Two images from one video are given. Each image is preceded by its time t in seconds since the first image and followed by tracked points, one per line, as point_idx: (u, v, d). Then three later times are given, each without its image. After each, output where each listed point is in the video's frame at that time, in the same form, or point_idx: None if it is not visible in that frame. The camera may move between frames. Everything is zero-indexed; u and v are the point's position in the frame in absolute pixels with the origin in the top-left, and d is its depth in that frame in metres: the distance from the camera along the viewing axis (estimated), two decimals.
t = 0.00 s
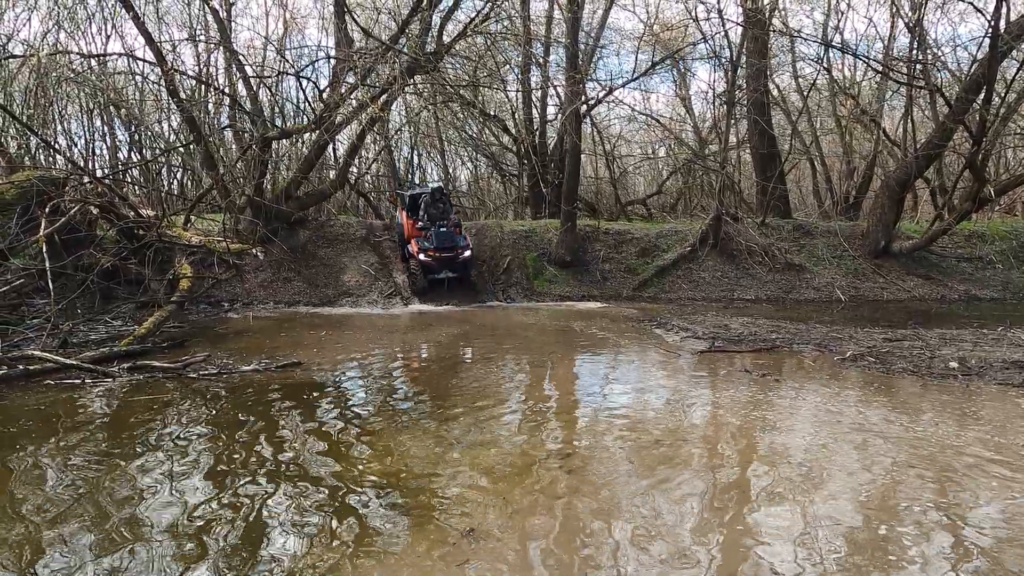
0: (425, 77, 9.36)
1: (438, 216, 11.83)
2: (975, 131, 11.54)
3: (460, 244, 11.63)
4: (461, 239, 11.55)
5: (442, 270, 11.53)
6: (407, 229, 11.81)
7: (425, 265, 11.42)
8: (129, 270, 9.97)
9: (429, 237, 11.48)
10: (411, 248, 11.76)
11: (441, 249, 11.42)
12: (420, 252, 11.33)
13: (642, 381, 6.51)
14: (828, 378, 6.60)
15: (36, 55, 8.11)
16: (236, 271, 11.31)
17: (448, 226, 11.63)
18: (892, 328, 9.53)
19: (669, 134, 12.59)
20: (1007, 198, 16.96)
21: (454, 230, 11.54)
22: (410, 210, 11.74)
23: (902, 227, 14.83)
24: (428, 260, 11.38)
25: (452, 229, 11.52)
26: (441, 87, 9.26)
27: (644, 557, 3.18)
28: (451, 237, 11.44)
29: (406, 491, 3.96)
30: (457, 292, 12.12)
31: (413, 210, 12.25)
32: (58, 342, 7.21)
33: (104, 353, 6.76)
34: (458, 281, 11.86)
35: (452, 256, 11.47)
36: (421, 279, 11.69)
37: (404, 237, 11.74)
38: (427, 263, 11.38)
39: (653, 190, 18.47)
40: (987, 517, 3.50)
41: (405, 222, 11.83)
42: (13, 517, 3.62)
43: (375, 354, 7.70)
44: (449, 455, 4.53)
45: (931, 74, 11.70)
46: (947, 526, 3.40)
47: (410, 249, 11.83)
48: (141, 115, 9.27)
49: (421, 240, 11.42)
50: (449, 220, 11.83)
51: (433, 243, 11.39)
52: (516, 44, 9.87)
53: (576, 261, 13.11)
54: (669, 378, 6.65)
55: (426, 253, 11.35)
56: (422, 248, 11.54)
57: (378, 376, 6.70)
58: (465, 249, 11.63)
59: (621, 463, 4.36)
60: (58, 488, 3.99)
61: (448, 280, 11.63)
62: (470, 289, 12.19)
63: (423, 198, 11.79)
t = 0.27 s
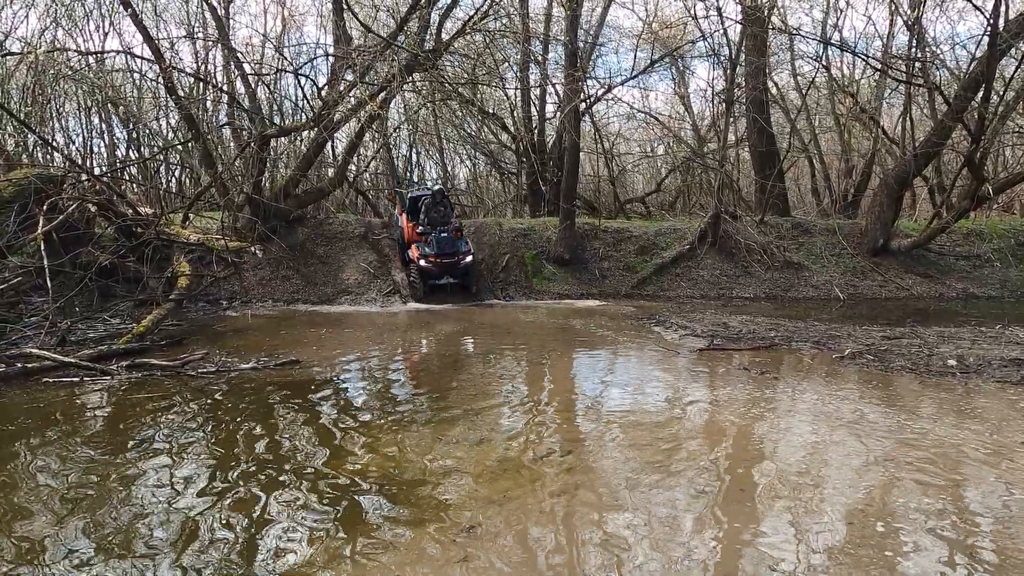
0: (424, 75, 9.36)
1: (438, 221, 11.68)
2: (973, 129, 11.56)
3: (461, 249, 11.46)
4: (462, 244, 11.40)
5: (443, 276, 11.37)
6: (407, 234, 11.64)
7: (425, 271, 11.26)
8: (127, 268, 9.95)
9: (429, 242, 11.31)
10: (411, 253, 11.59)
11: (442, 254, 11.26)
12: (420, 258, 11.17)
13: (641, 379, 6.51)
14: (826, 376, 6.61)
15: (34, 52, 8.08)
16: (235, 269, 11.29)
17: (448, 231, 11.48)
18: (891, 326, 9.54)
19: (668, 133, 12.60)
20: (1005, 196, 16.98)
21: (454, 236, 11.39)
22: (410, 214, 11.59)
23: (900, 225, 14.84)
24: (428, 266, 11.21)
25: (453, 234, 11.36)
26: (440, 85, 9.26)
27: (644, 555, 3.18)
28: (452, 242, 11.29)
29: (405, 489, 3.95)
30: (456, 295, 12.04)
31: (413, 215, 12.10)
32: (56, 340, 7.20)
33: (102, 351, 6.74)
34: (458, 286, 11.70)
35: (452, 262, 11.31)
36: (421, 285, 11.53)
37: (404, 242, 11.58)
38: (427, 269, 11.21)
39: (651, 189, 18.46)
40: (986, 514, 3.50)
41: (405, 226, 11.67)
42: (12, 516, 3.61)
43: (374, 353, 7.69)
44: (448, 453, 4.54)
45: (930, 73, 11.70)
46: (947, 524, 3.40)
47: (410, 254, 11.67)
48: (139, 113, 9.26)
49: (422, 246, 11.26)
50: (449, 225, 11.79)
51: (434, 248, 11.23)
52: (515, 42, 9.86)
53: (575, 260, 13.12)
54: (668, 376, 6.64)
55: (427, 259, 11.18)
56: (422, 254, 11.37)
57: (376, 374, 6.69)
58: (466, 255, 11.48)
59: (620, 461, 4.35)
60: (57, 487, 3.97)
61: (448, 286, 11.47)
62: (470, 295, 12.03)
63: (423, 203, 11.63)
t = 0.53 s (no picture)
0: (422, 72, 9.33)
1: (439, 226, 11.40)
2: (971, 126, 11.57)
3: (462, 255, 11.14)
4: (462, 251, 11.08)
5: (442, 282, 11.10)
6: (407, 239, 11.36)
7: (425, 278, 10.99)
8: (124, 266, 9.93)
9: (428, 248, 11.02)
10: (411, 258, 11.32)
11: (441, 260, 10.96)
12: (419, 264, 10.89)
13: (639, 376, 6.52)
14: (824, 373, 6.63)
15: (30, 48, 8.04)
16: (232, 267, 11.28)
17: (449, 237, 11.17)
18: (888, 323, 9.55)
19: (667, 130, 12.59)
20: (1003, 194, 17.00)
21: (455, 241, 11.07)
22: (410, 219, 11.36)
23: (898, 222, 14.86)
24: (428, 272, 10.92)
25: (453, 240, 11.05)
26: (437, 81, 9.23)
27: (641, 553, 3.17)
28: (452, 248, 10.98)
29: (402, 487, 3.95)
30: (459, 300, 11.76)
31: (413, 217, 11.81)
32: (53, 338, 7.18)
33: (99, 348, 6.73)
34: (459, 291, 11.44)
35: (453, 268, 11.02)
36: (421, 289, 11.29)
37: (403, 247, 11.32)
38: (427, 276, 10.94)
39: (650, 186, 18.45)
40: (982, 512, 3.50)
41: (404, 231, 11.42)
42: (9, 513, 3.61)
43: (372, 350, 7.69)
44: (446, 450, 4.54)
45: (928, 70, 11.71)
46: (943, 521, 3.41)
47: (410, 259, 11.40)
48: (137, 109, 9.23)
49: (421, 251, 10.97)
50: (450, 230, 11.49)
51: (433, 254, 10.94)
52: (513, 39, 9.83)
53: (573, 257, 13.11)
54: (665, 373, 6.64)
55: (426, 265, 10.91)
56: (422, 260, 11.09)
57: (375, 371, 6.69)
58: (467, 260, 11.15)
59: (618, 458, 4.35)
60: (53, 485, 3.96)
61: (448, 292, 11.22)
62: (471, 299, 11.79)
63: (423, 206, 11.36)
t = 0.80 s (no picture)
0: (420, 69, 9.31)
1: (439, 229, 11.15)
2: (968, 124, 11.59)
3: (464, 258, 10.77)
4: (464, 253, 10.71)
5: (444, 287, 10.74)
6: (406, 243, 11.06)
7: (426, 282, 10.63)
8: (121, 263, 9.90)
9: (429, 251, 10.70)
10: (411, 262, 11.00)
11: (442, 264, 10.59)
12: (420, 268, 10.53)
13: (636, 374, 6.52)
14: (821, 371, 6.64)
15: (25, 45, 8.00)
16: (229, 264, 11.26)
17: (450, 239, 10.86)
18: (885, 321, 9.57)
19: (664, 128, 12.59)
20: (1000, 191, 17.03)
21: (455, 244, 10.74)
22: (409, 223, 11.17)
23: (895, 220, 14.88)
24: (429, 277, 10.55)
25: (454, 242, 10.74)
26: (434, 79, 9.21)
27: (637, 551, 3.18)
28: (453, 250, 10.64)
29: (399, 485, 3.95)
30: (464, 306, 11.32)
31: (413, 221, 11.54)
32: (49, 336, 7.16)
33: (96, 346, 6.71)
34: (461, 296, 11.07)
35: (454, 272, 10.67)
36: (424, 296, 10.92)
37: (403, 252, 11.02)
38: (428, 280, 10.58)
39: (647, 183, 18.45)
40: (977, 510, 3.52)
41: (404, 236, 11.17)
42: (5, 512, 3.60)
43: (369, 348, 7.68)
44: (444, 448, 4.54)
45: (925, 68, 11.72)
46: (937, 518, 3.43)
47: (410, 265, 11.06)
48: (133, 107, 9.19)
49: (421, 255, 10.64)
50: (451, 234, 11.21)
51: (434, 257, 10.59)
52: (510, 36, 9.81)
53: (571, 255, 13.11)
54: (662, 370, 6.66)
55: (427, 268, 10.56)
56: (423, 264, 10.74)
57: (372, 369, 6.68)
58: (469, 264, 10.77)
59: (614, 456, 4.36)
60: (49, 484, 3.95)
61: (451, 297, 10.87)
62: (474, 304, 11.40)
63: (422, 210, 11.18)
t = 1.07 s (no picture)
0: (417, 65, 9.28)
1: (440, 230, 11.05)
2: (965, 121, 11.61)
3: (467, 258, 10.65)
4: (467, 252, 10.59)
5: (447, 287, 10.58)
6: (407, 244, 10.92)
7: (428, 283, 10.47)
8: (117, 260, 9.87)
9: (431, 251, 10.56)
10: (413, 264, 10.83)
11: (445, 263, 10.45)
12: (423, 268, 10.38)
13: (634, 370, 6.53)
14: (817, 367, 6.65)
15: (19, 41, 7.95)
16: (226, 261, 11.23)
17: (452, 239, 10.74)
18: (882, 317, 9.59)
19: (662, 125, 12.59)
20: (996, 188, 17.06)
21: (458, 243, 10.63)
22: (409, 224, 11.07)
23: (892, 217, 14.91)
24: (432, 276, 10.39)
25: (457, 242, 10.62)
26: (431, 76, 9.18)
27: (635, 547, 3.19)
28: (456, 249, 10.52)
29: (397, 481, 3.95)
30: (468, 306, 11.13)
31: (412, 223, 11.43)
32: (45, 333, 7.14)
33: (92, 343, 6.69)
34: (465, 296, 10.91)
35: (457, 272, 10.52)
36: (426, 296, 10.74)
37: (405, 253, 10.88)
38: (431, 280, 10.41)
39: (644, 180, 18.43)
40: (973, 505, 3.53)
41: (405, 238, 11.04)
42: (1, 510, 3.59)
43: (366, 344, 7.67)
44: (441, 444, 4.54)
45: (922, 64, 11.73)
46: (933, 514, 3.44)
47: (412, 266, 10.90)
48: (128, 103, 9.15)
49: (424, 255, 10.50)
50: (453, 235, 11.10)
51: (436, 256, 10.45)
52: (508, 32, 9.78)
53: (568, 251, 13.11)
54: (659, 366, 6.68)
55: (429, 268, 10.40)
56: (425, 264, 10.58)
57: (370, 366, 6.67)
58: (472, 263, 10.64)
59: (612, 452, 4.37)
60: (46, 481, 3.94)
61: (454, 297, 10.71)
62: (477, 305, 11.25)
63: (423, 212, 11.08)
